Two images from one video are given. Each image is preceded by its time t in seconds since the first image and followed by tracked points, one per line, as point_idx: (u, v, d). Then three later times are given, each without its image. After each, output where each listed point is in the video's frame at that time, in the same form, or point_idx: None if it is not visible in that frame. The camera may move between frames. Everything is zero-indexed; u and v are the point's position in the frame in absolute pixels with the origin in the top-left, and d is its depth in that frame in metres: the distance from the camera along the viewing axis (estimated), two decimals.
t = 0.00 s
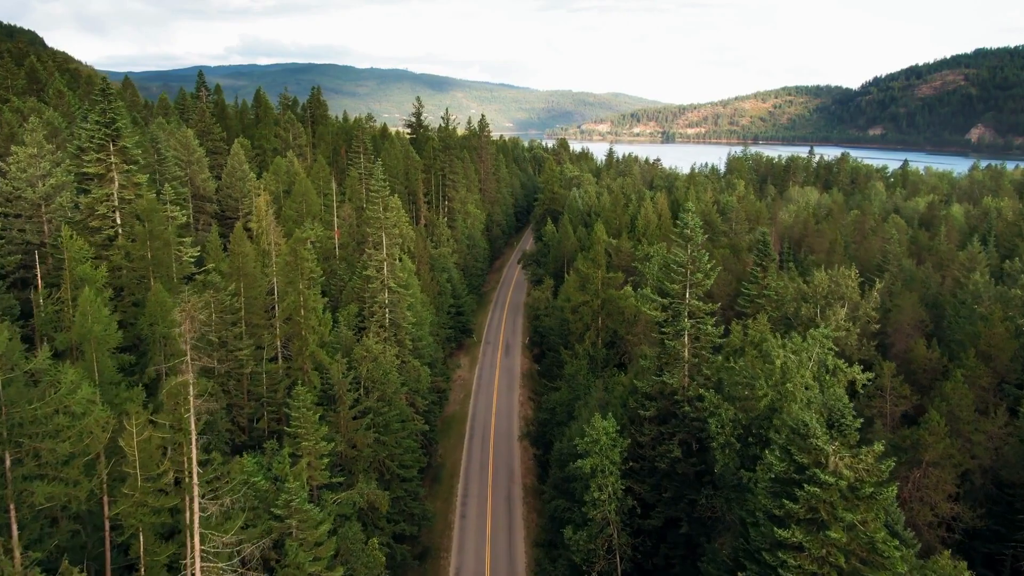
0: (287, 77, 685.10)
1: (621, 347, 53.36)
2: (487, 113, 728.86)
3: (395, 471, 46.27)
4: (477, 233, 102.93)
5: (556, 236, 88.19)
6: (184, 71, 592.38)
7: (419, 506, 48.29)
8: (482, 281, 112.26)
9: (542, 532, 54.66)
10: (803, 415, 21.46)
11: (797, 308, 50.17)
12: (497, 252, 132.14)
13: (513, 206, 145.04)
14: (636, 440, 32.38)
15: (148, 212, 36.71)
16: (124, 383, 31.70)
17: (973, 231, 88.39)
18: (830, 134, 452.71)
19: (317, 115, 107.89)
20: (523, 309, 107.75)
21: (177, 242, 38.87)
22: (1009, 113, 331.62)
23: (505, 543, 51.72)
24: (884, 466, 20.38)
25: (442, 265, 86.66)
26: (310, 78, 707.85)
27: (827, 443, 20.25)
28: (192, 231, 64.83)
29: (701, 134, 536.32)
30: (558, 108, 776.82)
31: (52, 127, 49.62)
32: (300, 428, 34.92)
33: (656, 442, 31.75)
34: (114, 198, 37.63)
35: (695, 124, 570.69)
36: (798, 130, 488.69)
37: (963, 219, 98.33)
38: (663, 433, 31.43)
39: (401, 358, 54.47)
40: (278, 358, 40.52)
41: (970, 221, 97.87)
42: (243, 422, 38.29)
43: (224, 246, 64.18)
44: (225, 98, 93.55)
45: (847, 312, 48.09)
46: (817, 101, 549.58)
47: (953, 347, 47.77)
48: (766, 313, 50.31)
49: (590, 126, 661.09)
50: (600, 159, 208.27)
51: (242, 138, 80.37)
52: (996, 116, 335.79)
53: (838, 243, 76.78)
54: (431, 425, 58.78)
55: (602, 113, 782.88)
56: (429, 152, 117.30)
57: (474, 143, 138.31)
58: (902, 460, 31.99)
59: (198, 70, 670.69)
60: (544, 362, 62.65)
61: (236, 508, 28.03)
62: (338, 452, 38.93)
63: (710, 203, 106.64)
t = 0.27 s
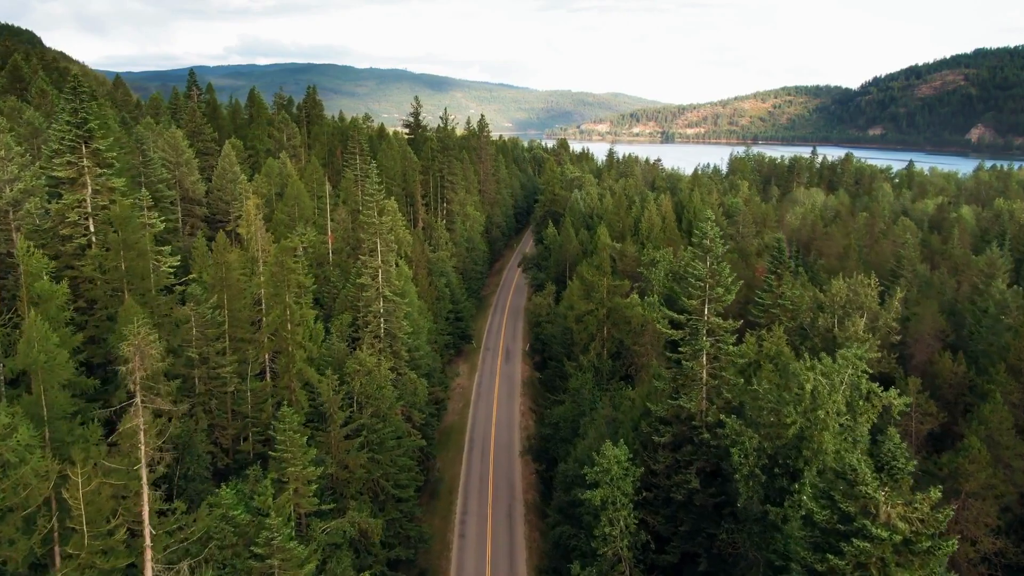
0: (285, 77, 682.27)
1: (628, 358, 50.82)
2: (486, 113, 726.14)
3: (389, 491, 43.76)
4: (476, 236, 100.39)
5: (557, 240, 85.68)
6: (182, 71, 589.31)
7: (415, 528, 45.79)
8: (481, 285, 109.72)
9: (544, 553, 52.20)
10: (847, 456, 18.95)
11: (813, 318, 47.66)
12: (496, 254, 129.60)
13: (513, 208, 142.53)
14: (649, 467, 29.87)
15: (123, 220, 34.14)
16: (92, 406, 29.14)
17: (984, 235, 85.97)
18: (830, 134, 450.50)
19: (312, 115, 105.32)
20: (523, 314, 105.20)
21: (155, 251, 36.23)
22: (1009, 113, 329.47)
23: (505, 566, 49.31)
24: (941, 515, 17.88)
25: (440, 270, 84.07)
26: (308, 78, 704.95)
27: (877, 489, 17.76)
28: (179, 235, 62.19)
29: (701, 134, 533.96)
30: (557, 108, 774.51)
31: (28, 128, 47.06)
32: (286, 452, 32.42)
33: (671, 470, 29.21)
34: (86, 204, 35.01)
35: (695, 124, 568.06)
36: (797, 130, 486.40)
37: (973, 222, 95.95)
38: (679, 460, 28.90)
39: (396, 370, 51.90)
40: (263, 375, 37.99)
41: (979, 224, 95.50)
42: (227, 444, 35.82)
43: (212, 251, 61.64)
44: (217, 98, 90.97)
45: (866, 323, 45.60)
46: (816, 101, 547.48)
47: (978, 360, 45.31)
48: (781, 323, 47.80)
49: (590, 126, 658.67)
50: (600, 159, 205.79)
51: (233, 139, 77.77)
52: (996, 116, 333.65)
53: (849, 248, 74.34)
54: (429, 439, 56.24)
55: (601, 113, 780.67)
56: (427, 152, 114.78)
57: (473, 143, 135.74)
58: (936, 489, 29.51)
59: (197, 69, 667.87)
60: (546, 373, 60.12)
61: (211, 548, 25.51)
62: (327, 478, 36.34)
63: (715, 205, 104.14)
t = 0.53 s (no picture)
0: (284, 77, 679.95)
1: (634, 369, 48.69)
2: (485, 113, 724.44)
3: (384, 511, 41.66)
4: (476, 238, 98.24)
5: (559, 243, 83.57)
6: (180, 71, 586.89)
7: (412, 548, 43.67)
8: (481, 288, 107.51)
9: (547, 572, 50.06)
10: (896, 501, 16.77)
11: (829, 327, 45.53)
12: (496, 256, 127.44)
13: (513, 209, 140.37)
14: (663, 496, 27.68)
15: (97, 226, 31.83)
16: (58, 431, 26.87)
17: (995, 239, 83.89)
18: (830, 134, 448.67)
19: (308, 116, 103.19)
20: (524, 317, 102.98)
21: (132, 260, 33.88)
22: (1010, 113, 327.52)
23: None
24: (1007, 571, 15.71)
25: (439, 274, 81.86)
26: (307, 77, 702.87)
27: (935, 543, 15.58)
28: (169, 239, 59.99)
29: (700, 135, 532.06)
30: (557, 108, 772.54)
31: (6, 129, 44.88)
32: (272, 477, 30.20)
33: (687, 498, 27.06)
34: (58, 209, 32.66)
35: (694, 125, 565.85)
36: (797, 130, 484.53)
37: (982, 225, 93.89)
38: (697, 489, 26.67)
39: (392, 381, 49.67)
40: (250, 390, 35.75)
41: (989, 227, 93.41)
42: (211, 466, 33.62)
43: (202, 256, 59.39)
44: (211, 98, 88.70)
45: (885, 334, 43.49)
46: (816, 101, 545.57)
47: (1003, 372, 43.22)
48: (796, 333, 45.68)
49: (589, 126, 656.52)
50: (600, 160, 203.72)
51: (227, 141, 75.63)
52: (996, 116, 331.70)
53: (859, 253, 72.28)
54: (426, 452, 54.05)
55: (600, 113, 778.59)
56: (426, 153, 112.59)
57: (472, 143, 133.54)
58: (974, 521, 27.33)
59: (196, 69, 665.58)
60: (550, 382, 57.90)
61: None
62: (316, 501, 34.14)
63: (719, 207, 102.04)
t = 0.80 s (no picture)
0: (282, 77, 677.59)
1: (641, 381, 46.65)
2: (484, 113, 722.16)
3: (379, 532, 39.64)
4: (475, 241, 96.17)
5: (561, 247, 81.54)
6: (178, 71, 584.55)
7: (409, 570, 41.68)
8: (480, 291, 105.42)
9: None
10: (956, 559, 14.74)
11: (846, 338, 43.47)
12: (496, 258, 125.33)
13: (513, 211, 138.33)
14: (678, 528, 25.67)
15: (68, 235, 29.63)
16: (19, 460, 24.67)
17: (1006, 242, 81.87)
18: (830, 134, 446.74)
19: (303, 116, 101.08)
20: (524, 321, 100.90)
21: (109, 270, 31.67)
22: (1010, 113, 325.35)
23: None
24: None
25: (438, 278, 79.69)
26: (305, 77, 700.50)
27: None
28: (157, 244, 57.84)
29: (700, 135, 530.04)
30: (556, 108, 770.42)
31: None
32: (256, 505, 28.05)
33: (705, 532, 25.05)
34: (28, 216, 30.48)
35: (694, 124, 563.52)
36: (797, 130, 482.62)
37: (991, 228, 91.93)
38: (715, 522, 24.66)
39: (388, 393, 47.52)
40: (235, 408, 33.63)
41: (998, 230, 91.43)
42: (193, 490, 31.51)
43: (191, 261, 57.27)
44: (203, 97, 86.58)
45: (905, 345, 41.50)
46: (815, 101, 543.67)
47: None
48: (811, 344, 43.67)
49: (588, 126, 654.37)
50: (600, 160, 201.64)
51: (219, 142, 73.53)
52: (995, 116, 329.66)
53: (869, 257, 70.29)
54: (423, 467, 51.96)
55: (599, 113, 776.44)
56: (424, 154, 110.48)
57: (471, 144, 131.35)
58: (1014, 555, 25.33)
59: (193, 69, 662.94)
60: (552, 393, 55.86)
61: None
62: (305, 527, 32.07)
63: (724, 209, 99.92)
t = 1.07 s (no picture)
0: (281, 76, 674.83)
1: (651, 396, 44.16)
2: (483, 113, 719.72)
3: (373, 560, 37.21)
4: (474, 245, 93.66)
5: (562, 251, 79.06)
6: (175, 70, 581.33)
7: None
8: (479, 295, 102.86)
9: None
10: None
11: (868, 352, 41.04)
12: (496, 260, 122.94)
13: (512, 212, 135.85)
14: (701, 573, 23.20)
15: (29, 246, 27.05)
16: None
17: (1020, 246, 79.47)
18: (829, 134, 444.57)
19: (297, 116, 98.53)
20: (525, 326, 98.36)
21: (77, 284, 29.10)
22: (1009, 113, 322.88)
23: None
24: None
25: (436, 283, 77.17)
26: (303, 77, 697.68)
27: None
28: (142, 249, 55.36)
29: (699, 135, 527.73)
30: (555, 108, 768.14)
31: None
32: (235, 544, 25.51)
33: None
34: None
35: (693, 125, 560.94)
36: (797, 130, 480.37)
37: (1003, 230, 89.52)
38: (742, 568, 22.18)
39: (383, 408, 44.97)
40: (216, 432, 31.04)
41: (1010, 233, 89.07)
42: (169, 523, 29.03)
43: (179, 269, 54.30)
44: (194, 97, 83.99)
45: (933, 360, 39.07)
46: (815, 101, 541.52)
47: None
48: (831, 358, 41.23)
49: (588, 126, 651.88)
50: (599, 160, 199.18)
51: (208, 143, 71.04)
52: (995, 116, 327.24)
53: (882, 262, 67.88)
54: (419, 484, 49.44)
55: (599, 113, 774.22)
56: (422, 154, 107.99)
57: (471, 144, 128.80)
58: None
59: (191, 69, 660.01)
60: (555, 406, 53.38)
61: None
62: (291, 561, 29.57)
63: (730, 211, 97.45)
